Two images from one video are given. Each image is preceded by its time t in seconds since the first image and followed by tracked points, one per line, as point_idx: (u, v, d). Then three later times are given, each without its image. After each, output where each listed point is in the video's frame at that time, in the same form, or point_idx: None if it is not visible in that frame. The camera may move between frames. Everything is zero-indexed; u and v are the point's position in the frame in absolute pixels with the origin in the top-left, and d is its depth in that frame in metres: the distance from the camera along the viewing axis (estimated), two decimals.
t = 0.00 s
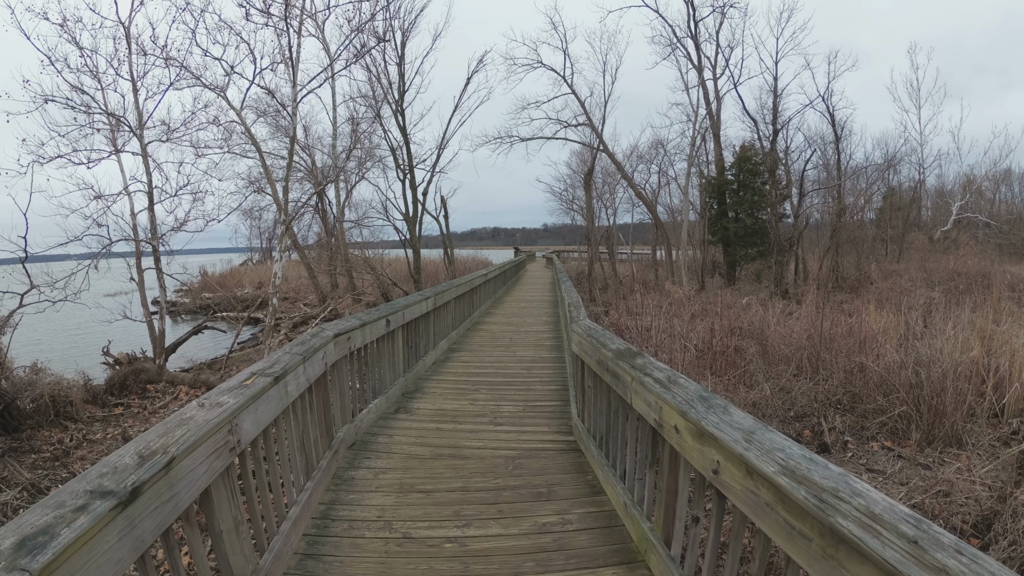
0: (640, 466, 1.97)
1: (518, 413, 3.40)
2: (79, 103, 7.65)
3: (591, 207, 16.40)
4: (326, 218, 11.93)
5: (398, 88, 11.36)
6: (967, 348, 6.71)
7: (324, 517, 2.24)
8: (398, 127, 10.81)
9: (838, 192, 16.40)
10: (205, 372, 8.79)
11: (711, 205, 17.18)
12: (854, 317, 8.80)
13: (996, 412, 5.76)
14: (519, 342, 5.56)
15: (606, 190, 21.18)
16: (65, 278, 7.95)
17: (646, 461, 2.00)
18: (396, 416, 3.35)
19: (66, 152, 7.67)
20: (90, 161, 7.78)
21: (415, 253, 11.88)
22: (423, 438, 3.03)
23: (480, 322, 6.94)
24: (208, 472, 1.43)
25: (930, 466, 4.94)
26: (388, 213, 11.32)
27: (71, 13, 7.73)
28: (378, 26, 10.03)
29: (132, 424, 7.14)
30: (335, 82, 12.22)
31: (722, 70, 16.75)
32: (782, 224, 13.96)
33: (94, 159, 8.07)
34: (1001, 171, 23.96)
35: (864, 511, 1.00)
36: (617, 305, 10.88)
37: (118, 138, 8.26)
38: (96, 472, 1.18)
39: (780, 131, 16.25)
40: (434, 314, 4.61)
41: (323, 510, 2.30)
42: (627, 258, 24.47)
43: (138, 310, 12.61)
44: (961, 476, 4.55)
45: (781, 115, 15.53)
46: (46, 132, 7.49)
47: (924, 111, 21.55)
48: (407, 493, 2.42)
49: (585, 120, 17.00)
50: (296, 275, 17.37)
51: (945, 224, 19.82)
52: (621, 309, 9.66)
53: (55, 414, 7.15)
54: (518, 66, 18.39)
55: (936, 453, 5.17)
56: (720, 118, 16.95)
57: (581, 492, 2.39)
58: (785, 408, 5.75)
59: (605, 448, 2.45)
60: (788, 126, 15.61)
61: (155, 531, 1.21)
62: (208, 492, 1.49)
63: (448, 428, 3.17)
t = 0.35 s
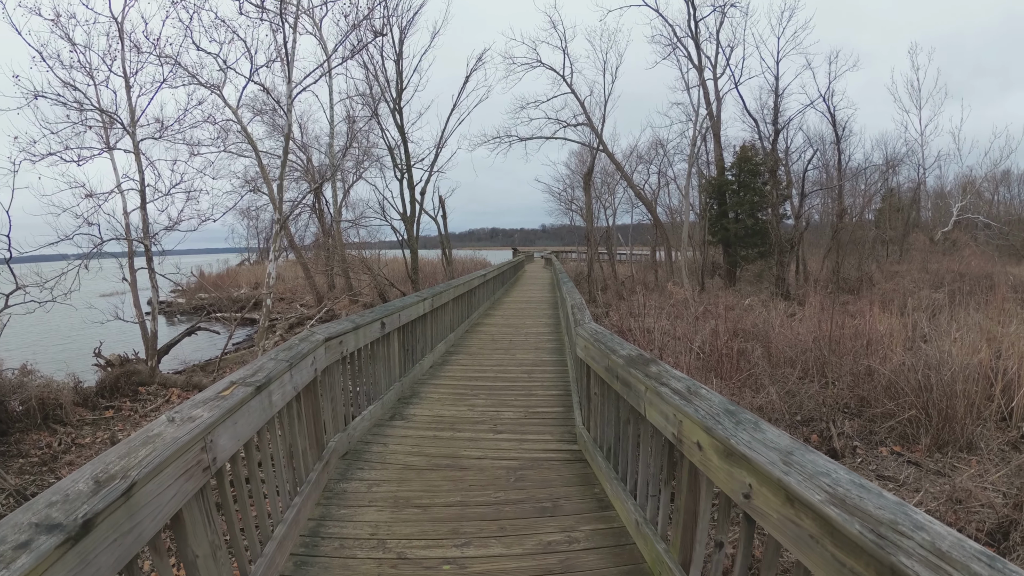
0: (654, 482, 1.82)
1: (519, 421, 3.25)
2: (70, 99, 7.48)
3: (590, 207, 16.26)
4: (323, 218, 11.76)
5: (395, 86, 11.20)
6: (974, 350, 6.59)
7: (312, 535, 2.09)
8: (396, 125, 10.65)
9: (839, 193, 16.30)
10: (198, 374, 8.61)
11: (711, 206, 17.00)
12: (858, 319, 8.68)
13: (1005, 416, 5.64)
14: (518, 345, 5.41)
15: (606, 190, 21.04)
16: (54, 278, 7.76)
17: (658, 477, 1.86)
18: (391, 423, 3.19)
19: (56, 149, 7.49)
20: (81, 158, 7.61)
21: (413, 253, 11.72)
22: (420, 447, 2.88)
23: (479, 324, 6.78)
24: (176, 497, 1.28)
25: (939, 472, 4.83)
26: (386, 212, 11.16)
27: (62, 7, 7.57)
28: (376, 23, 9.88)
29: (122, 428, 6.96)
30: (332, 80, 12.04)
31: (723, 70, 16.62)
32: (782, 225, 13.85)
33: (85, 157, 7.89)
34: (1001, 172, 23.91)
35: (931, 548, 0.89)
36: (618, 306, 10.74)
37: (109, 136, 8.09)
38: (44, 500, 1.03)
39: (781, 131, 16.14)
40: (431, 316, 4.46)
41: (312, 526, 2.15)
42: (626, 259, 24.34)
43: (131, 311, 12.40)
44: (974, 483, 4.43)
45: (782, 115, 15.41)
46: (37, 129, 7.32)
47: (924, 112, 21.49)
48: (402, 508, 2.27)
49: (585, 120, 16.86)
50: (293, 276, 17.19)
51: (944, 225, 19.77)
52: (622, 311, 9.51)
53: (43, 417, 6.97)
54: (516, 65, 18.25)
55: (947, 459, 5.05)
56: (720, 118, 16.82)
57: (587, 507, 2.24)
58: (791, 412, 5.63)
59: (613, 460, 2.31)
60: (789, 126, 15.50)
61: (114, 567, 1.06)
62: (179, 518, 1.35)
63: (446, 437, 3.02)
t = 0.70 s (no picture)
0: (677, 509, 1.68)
1: (523, 433, 3.11)
2: (63, 99, 7.32)
3: (592, 210, 16.13)
4: (322, 219, 11.63)
5: (395, 86, 11.09)
6: (985, 356, 6.46)
7: (306, 561, 1.95)
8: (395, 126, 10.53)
9: (842, 195, 16.19)
10: (194, 379, 8.46)
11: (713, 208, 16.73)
12: (865, 323, 8.56)
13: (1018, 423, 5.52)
14: (521, 351, 5.26)
15: (606, 192, 20.92)
16: (47, 281, 7.60)
17: (679, 502, 1.72)
18: (390, 436, 3.05)
19: (50, 150, 7.34)
20: (74, 159, 7.44)
21: (412, 256, 11.60)
22: (420, 462, 2.73)
23: (479, 329, 6.64)
24: (148, 538, 1.16)
25: (953, 482, 4.70)
26: (385, 214, 11.04)
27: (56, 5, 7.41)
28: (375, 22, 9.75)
29: (115, 435, 6.81)
30: (331, 81, 11.92)
31: (726, 71, 16.48)
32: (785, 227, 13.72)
33: (79, 157, 7.72)
34: (1002, 175, 23.86)
35: None
36: (620, 309, 10.61)
37: (103, 136, 7.93)
38: None
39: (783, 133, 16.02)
40: (432, 322, 4.32)
41: (305, 552, 2.01)
42: (627, 261, 24.23)
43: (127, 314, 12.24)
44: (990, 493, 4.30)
45: (784, 117, 15.30)
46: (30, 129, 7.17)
47: (925, 114, 21.43)
48: (402, 531, 2.13)
49: (586, 122, 16.73)
50: (292, 278, 17.03)
51: (946, 228, 19.70)
52: (625, 314, 9.38)
53: (35, 424, 6.82)
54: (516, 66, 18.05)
55: (962, 467, 4.91)
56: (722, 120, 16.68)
57: (600, 530, 2.11)
58: (801, 420, 5.50)
59: (626, 480, 2.17)
60: (791, 128, 15.39)
61: None
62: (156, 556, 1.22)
63: (448, 450, 2.87)
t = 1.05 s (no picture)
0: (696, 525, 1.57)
1: (527, 439, 2.99)
2: (57, 97, 7.18)
3: (593, 209, 16.01)
4: (320, 219, 11.50)
5: (394, 84, 10.97)
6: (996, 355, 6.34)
7: None
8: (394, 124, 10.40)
9: (845, 193, 16.07)
10: (191, 381, 8.35)
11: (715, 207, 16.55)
12: (871, 321, 8.44)
13: None
14: (523, 352, 5.14)
15: (607, 191, 20.79)
16: (40, 282, 7.47)
17: (697, 517, 1.61)
18: (390, 442, 2.94)
19: (44, 149, 7.21)
20: (68, 157, 7.30)
21: (412, 255, 11.48)
22: (421, 471, 2.61)
23: (480, 329, 6.52)
24: (119, 570, 1.09)
25: (966, 485, 4.59)
26: (385, 213, 10.92)
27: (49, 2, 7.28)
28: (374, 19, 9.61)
29: (110, 439, 6.69)
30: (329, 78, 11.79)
31: (728, 68, 16.35)
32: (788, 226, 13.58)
33: (74, 156, 7.59)
34: (1005, 172, 23.72)
35: None
36: (622, 309, 10.49)
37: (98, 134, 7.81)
38: None
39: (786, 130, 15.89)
40: (432, 323, 4.20)
41: (299, 569, 1.89)
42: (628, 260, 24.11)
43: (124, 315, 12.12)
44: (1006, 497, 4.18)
45: (787, 115, 15.17)
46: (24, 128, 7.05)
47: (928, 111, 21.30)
48: (401, 547, 2.01)
49: (586, 120, 16.59)
50: (291, 278, 16.92)
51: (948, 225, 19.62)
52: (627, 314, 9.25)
53: (29, 428, 6.70)
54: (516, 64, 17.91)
55: (975, 470, 4.80)
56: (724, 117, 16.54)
57: (611, 545, 1.99)
58: (809, 422, 5.40)
59: (639, 491, 2.05)
60: (794, 125, 15.26)
61: None
62: None
63: (449, 458, 2.75)
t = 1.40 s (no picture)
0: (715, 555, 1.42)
1: (528, 450, 2.84)
2: (49, 96, 7.05)
3: (593, 211, 15.89)
4: (318, 221, 11.37)
5: (393, 85, 10.86)
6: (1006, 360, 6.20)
7: None
8: (392, 125, 10.28)
9: (846, 196, 15.95)
10: (185, 386, 8.20)
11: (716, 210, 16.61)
12: (877, 325, 8.29)
13: None
14: (523, 358, 4.98)
15: (608, 193, 20.67)
16: (31, 285, 7.32)
17: (714, 544, 1.47)
18: (383, 453, 2.79)
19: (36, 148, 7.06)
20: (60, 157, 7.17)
21: (411, 258, 11.34)
22: (415, 486, 2.47)
23: (479, 333, 6.38)
24: None
25: (979, 493, 4.45)
26: (383, 216, 10.80)
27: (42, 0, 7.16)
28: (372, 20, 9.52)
29: (100, 445, 6.53)
30: (328, 79, 11.68)
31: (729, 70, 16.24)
32: (791, 228, 13.45)
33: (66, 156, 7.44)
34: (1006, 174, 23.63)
35: None
36: (623, 312, 10.35)
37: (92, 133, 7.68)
38: None
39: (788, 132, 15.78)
40: (429, 327, 4.05)
41: None
42: (628, 263, 23.96)
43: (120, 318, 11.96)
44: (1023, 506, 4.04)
45: (789, 117, 15.06)
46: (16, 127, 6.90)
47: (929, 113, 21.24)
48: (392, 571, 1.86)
49: (587, 122, 16.48)
50: (289, 281, 16.77)
51: (949, 228, 19.52)
52: (629, 317, 9.10)
53: (17, 433, 6.54)
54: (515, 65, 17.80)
55: (988, 478, 4.66)
56: (725, 119, 16.44)
57: (619, 570, 1.84)
58: (817, 429, 5.26)
59: (649, 510, 1.90)
60: (796, 127, 15.14)
61: None
62: None
63: (445, 472, 2.60)
